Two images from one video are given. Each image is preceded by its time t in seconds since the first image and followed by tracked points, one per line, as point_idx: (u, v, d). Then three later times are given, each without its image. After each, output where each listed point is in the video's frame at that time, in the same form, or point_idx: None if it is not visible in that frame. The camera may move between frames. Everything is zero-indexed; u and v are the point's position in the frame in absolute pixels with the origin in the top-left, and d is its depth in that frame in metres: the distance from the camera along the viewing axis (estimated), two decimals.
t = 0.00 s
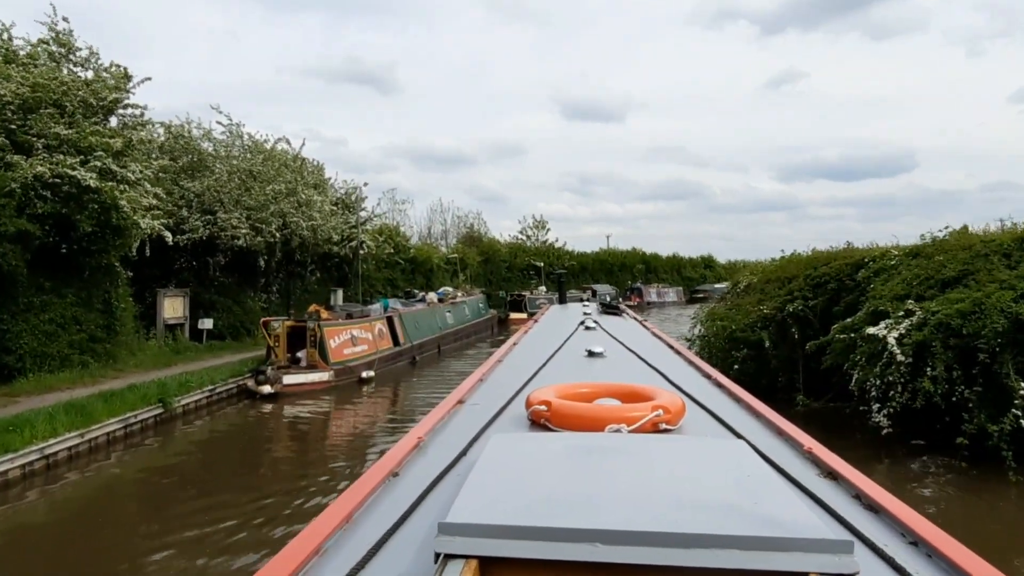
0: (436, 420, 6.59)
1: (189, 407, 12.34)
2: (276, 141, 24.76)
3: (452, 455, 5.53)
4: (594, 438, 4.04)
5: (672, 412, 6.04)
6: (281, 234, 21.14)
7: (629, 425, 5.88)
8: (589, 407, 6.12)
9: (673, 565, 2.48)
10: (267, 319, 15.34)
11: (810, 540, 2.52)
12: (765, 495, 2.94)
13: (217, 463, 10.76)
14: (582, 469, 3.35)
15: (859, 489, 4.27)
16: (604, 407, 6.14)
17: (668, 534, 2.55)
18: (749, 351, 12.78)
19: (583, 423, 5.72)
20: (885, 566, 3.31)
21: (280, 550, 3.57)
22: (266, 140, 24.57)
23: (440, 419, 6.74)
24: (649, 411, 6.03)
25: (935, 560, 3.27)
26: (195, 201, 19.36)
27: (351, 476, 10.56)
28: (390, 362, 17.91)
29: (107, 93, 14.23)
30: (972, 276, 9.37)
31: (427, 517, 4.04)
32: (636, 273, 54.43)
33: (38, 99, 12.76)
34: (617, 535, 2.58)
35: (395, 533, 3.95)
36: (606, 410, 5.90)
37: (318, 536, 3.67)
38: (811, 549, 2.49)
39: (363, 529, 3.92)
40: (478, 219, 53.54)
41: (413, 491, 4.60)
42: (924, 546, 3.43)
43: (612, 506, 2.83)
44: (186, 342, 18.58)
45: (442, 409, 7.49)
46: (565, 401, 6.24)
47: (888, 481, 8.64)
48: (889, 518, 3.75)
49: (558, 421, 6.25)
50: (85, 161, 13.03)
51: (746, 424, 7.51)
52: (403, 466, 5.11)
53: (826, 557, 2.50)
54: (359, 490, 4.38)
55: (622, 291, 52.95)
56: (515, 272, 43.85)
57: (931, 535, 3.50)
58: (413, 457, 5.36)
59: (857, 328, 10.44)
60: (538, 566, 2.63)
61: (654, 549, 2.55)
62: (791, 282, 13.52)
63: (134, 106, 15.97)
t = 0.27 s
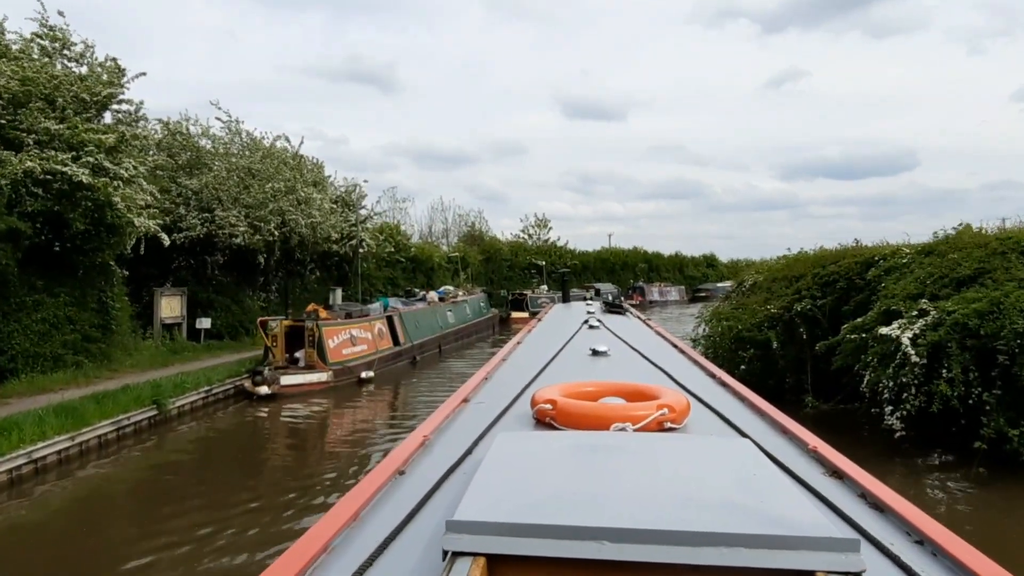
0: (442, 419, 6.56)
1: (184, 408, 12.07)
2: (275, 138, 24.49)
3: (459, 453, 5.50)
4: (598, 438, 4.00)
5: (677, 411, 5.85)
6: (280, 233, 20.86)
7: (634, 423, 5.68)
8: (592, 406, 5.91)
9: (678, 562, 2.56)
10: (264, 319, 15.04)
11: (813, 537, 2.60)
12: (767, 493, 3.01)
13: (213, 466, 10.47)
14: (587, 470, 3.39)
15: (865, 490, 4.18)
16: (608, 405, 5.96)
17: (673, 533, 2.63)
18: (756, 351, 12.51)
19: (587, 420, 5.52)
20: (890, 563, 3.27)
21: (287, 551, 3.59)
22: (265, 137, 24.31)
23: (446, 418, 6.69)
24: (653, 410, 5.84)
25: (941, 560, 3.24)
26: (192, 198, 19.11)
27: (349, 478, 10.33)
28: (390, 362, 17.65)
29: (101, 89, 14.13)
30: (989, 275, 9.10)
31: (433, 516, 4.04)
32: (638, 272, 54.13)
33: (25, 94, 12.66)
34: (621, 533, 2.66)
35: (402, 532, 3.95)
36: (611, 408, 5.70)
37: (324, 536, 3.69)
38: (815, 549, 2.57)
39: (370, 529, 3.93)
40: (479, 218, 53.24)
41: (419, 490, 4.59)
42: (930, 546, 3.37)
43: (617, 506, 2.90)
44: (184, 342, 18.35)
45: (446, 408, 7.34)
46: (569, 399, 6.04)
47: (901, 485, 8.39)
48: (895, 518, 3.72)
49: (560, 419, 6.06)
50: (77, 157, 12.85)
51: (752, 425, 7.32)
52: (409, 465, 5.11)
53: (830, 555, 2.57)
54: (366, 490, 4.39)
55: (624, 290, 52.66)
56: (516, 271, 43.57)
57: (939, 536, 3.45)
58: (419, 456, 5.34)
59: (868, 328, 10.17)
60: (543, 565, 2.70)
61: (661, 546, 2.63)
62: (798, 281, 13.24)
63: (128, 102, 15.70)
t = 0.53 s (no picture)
0: (448, 417, 6.53)
1: (180, 411, 11.82)
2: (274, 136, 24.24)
3: (466, 451, 5.48)
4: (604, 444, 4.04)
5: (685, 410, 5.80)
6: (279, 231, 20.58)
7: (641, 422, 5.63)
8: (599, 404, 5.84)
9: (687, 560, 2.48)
10: (262, 319, 14.78)
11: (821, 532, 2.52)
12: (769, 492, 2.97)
13: (208, 470, 10.21)
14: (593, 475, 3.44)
15: (872, 485, 4.04)
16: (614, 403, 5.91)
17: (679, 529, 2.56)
18: (764, 352, 12.22)
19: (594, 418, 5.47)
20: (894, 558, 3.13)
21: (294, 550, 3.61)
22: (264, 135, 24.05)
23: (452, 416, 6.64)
24: (660, 408, 5.80)
25: (947, 556, 3.11)
26: (190, 196, 18.87)
27: (349, 482, 10.09)
28: (390, 362, 17.40)
29: (95, 84, 13.94)
30: (1006, 273, 8.82)
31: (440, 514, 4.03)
32: (640, 270, 53.83)
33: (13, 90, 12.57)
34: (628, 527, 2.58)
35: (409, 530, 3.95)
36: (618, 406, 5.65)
37: (331, 534, 3.71)
38: (824, 545, 2.49)
39: (378, 526, 3.94)
40: (481, 217, 52.94)
41: (426, 488, 4.58)
42: (937, 542, 3.23)
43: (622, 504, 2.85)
44: (182, 342, 18.11)
45: (450, 407, 7.16)
46: (576, 398, 5.99)
47: (917, 490, 8.14)
48: (901, 513, 3.57)
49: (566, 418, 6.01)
50: (70, 154, 12.64)
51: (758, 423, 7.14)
52: (416, 463, 5.10)
53: (840, 551, 2.48)
54: (373, 489, 4.39)
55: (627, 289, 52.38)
56: (518, 270, 43.30)
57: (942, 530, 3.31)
58: (426, 454, 5.34)
59: (880, 328, 9.89)
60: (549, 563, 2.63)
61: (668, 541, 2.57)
62: (807, 279, 12.95)
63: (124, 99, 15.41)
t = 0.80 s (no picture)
0: (456, 415, 6.46)
1: (178, 413, 11.57)
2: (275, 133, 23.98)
3: (474, 449, 5.42)
4: (612, 442, 4.02)
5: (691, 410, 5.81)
6: (281, 229, 20.37)
7: (648, 420, 5.62)
8: (606, 402, 5.81)
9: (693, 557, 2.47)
10: (262, 318, 14.54)
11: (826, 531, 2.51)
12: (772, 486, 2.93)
13: (206, 473, 9.95)
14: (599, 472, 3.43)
15: (877, 483, 3.92)
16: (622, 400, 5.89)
17: (686, 526, 2.54)
18: (774, 352, 11.92)
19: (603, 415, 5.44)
20: (902, 556, 3.02)
21: (304, 547, 3.57)
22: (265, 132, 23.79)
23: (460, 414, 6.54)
24: (667, 407, 5.80)
25: (955, 553, 3.00)
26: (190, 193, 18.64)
27: (350, 484, 9.88)
28: (392, 363, 17.16)
29: (92, 82, 13.67)
30: None
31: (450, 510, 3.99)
32: (644, 269, 53.51)
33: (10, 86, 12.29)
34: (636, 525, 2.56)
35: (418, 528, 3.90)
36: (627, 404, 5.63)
37: (341, 531, 3.67)
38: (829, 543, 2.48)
39: (388, 523, 3.91)
40: (484, 215, 52.63)
41: (435, 486, 4.53)
42: (945, 540, 3.11)
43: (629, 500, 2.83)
44: (183, 341, 17.91)
45: (456, 406, 6.97)
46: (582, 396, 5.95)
47: (935, 494, 7.88)
48: (908, 510, 3.45)
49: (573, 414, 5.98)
50: (66, 150, 12.43)
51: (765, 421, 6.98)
52: (424, 460, 5.05)
53: (845, 549, 2.47)
54: (382, 486, 4.35)
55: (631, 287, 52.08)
56: (521, 269, 43.03)
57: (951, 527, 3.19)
58: (434, 452, 5.28)
59: (895, 328, 9.62)
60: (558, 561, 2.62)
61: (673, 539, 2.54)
62: (817, 277, 12.67)
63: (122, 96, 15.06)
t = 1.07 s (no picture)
0: (469, 413, 6.35)
1: (179, 416, 11.36)
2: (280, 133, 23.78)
3: (486, 447, 5.32)
4: (624, 443, 3.96)
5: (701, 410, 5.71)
6: (285, 229, 20.21)
7: (657, 420, 5.53)
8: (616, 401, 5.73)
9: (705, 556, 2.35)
10: (265, 319, 14.33)
11: (841, 528, 2.39)
12: (781, 484, 2.81)
13: (207, 478, 9.72)
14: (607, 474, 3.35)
15: (890, 483, 3.79)
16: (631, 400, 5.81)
17: (697, 525, 2.42)
18: (788, 353, 11.59)
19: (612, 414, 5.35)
20: (912, 556, 2.91)
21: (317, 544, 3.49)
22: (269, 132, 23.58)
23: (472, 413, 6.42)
24: (677, 407, 5.71)
25: (967, 553, 2.87)
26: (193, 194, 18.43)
27: (354, 489, 9.67)
28: (398, 364, 16.93)
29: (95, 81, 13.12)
30: None
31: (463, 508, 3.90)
32: (652, 269, 53.18)
33: (14, 85, 11.77)
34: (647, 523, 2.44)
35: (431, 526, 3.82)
36: (636, 403, 5.55)
37: (355, 528, 3.59)
38: (846, 541, 2.36)
39: (401, 520, 3.83)
40: (491, 215, 52.36)
41: (447, 484, 4.44)
42: (957, 539, 2.99)
43: (638, 499, 2.72)
44: (187, 343, 17.74)
45: (465, 406, 6.78)
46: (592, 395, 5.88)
47: (958, 501, 7.60)
48: (922, 508, 3.33)
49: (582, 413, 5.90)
50: (68, 150, 12.01)
51: (775, 420, 6.81)
52: (436, 458, 4.95)
53: (862, 548, 2.34)
54: (395, 484, 4.27)
55: (638, 287, 51.78)
56: (528, 269, 42.81)
57: (964, 527, 3.07)
58: (446, 450, 5.18)
59: (915, 329, 9.31)
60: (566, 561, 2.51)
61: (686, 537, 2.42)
62: (832, 276, 12.35)
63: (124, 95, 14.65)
